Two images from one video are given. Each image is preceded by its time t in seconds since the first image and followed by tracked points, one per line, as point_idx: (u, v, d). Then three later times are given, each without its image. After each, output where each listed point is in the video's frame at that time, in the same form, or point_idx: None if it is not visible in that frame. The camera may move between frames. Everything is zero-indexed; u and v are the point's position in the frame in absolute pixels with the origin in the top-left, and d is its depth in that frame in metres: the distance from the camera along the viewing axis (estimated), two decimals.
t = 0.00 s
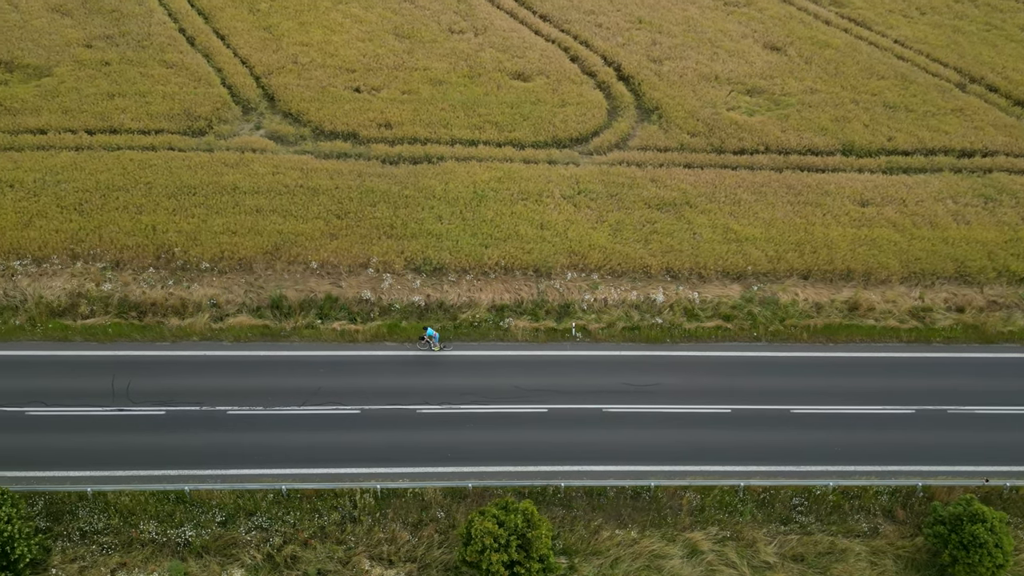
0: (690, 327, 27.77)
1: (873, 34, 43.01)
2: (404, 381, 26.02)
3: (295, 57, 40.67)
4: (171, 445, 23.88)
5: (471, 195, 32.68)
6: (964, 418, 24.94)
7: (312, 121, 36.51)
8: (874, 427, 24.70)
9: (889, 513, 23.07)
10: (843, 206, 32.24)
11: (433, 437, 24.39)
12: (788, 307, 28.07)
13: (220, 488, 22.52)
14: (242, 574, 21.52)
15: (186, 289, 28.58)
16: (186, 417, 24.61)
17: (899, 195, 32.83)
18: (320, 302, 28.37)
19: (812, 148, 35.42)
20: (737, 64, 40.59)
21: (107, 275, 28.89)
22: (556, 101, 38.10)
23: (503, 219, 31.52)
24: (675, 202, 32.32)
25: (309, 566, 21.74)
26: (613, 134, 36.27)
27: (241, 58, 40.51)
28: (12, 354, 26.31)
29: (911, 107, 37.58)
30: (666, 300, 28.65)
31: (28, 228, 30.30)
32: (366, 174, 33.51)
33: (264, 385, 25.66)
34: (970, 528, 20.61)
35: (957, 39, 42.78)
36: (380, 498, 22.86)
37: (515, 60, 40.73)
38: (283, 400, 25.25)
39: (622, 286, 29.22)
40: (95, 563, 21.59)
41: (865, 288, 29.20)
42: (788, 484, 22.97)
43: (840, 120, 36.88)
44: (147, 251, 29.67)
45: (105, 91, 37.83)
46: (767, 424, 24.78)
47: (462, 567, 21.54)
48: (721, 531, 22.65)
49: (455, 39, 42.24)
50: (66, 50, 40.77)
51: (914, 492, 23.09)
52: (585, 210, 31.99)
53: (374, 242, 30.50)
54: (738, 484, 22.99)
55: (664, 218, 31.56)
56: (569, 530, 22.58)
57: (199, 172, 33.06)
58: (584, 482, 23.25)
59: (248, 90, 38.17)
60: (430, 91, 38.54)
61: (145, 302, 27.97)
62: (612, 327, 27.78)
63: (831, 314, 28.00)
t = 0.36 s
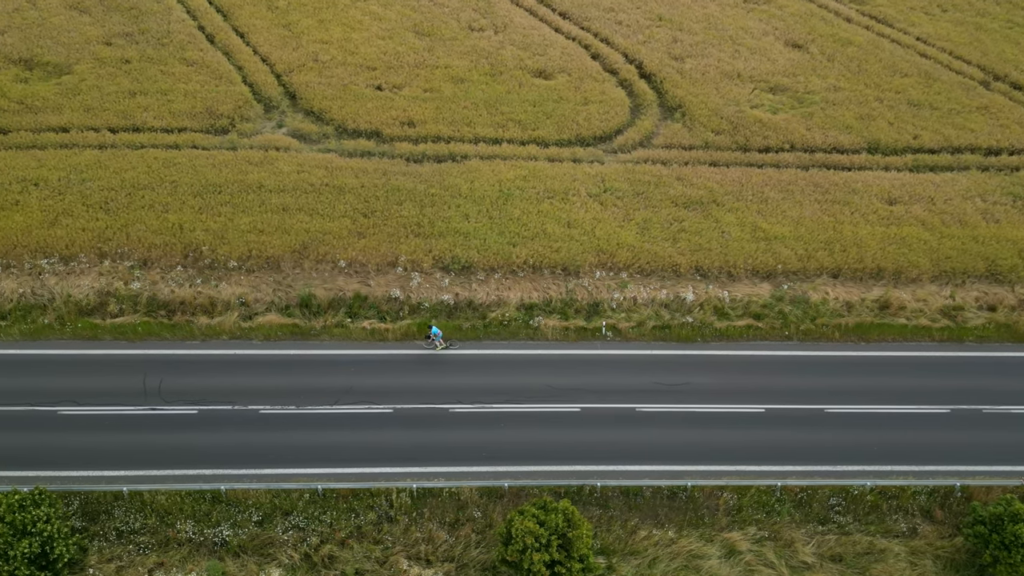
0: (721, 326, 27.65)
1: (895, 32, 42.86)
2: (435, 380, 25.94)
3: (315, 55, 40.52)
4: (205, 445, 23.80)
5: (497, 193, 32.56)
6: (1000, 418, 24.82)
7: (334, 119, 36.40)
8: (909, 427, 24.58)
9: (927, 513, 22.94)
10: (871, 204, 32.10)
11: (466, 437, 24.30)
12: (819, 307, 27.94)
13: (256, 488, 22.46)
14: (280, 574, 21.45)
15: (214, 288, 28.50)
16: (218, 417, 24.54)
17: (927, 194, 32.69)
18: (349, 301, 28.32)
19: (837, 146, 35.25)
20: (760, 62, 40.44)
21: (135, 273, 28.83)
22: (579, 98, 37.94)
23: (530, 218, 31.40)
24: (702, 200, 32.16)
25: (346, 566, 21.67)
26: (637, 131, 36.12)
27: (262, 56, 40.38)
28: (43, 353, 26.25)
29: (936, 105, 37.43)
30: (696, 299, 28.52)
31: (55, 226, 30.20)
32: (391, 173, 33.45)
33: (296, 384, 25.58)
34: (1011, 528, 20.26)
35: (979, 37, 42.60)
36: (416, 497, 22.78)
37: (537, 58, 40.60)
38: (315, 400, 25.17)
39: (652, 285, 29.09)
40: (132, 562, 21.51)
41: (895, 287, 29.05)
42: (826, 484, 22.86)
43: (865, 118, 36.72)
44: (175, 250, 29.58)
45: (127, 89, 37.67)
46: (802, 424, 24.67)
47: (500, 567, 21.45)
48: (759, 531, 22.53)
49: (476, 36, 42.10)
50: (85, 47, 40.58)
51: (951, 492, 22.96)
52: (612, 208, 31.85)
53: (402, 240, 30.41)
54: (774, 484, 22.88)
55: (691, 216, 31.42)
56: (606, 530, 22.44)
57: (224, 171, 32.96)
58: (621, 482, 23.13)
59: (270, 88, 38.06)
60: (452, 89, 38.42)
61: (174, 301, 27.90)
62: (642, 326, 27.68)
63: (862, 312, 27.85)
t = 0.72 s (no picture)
0: (751, 325, 27.53)
1: (916, 30, 42.72)
2: (466, 380, 25.87)
3: (335, 53, 40.38)
4: (237, 444, 23.72)
5: (522, 192, 32.45)
6: None
7: (356, 117, 36.31)
8: (944, 427, 24.44)
9: (964, 513, 22.79)
10: (898, 202, 31.99)
11: (499, 436, 24.20)
12: (849, 306, 27.79)
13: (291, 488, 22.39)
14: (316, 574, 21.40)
15: (241, 287, 28.42)
16: (249, 416, 24.46)
17: (954, 192, 32.55)
18: (377, 300, 28.25)
19: (861, 144, 35.11)
20: (781, 60, 40.31)
21: (162, 272, 28.74)
22: (601, 96, 37.80)
23: (556, 217, 31.28)
24: (728, 198, 32.02)
25: (382, 566, 21.62)
26: (660, 129, 35.98)
27: (281, 54, 40.24)
28: (72, 353, 26.19)
29: (959, 103, 37.27)
30: (725, 298, 28.39)
31: (80, 225, 30.11)
32: (415, 171, 33.41)
33: (327, 384, 25.52)
34: None
35: (1001, 34, 42.42)
36: (451, 497, 22.69)
37: (557, 56, 40.47)
38: (346, 399, 25.11)
39: (680, 284, 28.96)
40: (168, 562, 21.44)
41: (924, 286, 28.91)
42: (862, 484, 22.73)
43: (889, 116, 36.58)
44: (201, 249, 29.48)
45: (147, 87, 37.51)
46: (836, 423, 24.55)
47: (536, 567, 21.37)
48: (796, 532, 22.42)
49: (495, 34, 41.97)
50: (104, 45, 40.40)
51: (988, 492, 22.81)
52: (638, 207, 31.71)
53: (428, 239, 30.33)
54: (810, 484, 22.75)
55: (718, 215, 31.29)
56: (642, 530, 22.35)
57: (247, 169, 32.84)
58: (655, 482, 23.00)
59: (291, 86, 37.96)
60: (473, 87, 38.30)
61: (201, 300, 27.84)
62: (671, 325, 27.55)
63: (892, 311, 27.70)
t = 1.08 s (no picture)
0: (785, 324, 27.41)
1: (940, 27, 42.62)
2: (500, 378, 25.77)
3: (357, 50, 40.26)
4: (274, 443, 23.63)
5: (550, 190, 32.32)
6: None
7: (381, 116, 36.23)
8: (984, 427, 24.27)
9: (1006, 513, 22.65)
10: (929, 201, 31.90)
11: (536, 435, 24.07)
12: (883, 305, 27.62)
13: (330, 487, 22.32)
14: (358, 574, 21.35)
15: (273, 285, 28.36)
16: (286, 415, 24.37)
17: (984, 190, 32.40)
18: (408, 299, 28.18)
19: (889, 142, 34.95)
20: (805, 58, 40.17)
21: (193, 271, 28.65)
22: (625, 94, 37.66)
23: (585, 215, 31.16)
24: (758, 196, 31.91)
25: (423, 566, 21.56)
26: (686, 128, 35.84)
27: (304, 51, 40.12)
28: (106, 351, 26.18)
29: (986, 101, 37.10)
30: (758, 297, 28.27)
31: (109, 223, 30.01)
32: (442, 170, 33.33)
33: (361, 382, 25.45)
34: None
35: None
36: (490, 497, 22.59)
37: (580, 54, 40.33)
38: (381, 397, 25.02)
39: (712, 283, 28.82)
40: (209, 562, 21.38)
41: (958, 285, 28.75)
42: (904, 484, 22.57)
43: (916, 114, 36.42)
44: (232, 247, 29.41)
45: (170, 85, 37.36)
46: (874, 423, 24.38)
47: (578, 567, 21.29)
48: (838, 532, 22.28)
49: (517, 32, 41.84)
50: (126, 42, 40.18)
51: None
52: (667, 205, 31.56)
53: (458, 238, 30.25)
54: (851, 484, 22.59)
55: (748, 213, 31.16)
56: (683, 530, 22.24)
57: (275, 167, 32.75)
58: (695, 482, 22.87)
59: (315, 84, 37.86)
60: (497, 85, 38.18)
61: (233, 298, 27.78)
62: (705, 324, 27.43)
63: (927, 310, 27.53)
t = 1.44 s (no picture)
0: (821, 324, 27.30)
1: (964, 25, 42.49)
2: (536, 377, 25.68)
3: (380, 48, 40.14)
4: (313, 442, 23.58)
5: (580, 188, 32.20)
6: None
7: (407, 114, 36.14)
8: None
9: None
10: (960, 199, 31.79)
11: (574, 434, 23.96)
12: (918, 303, 27.49)
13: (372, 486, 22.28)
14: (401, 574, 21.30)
15: (305, 284, 28.31)
16: (323, 414, 24.32)
17: (1016, 189, 32.26)
18: (441, 298, 28.12)
19: (918, 140, 34.82)
20: (830, 55, 40.03)
21: (225, 270, 28.58)
22: (651, 92, 37.51)
23: (616, 213, 31.04)
24: (788, 195, 31.81)
25: (466, 566, 21.49)
26: (713, 125, 35.70)
27: (327, 49, 39.98)
28: (140, 350, 26.14)
29: (1014, 98, 36.94)
30: (792, 296, 28.15)
31: (140, 222, 29.92)
32: (471, 168, 33.24)
33: (397, 381, 25.38)
34: None
35: None
36: (531, 496, 22.52)
37: (604, 51, 40.18)
38: (417, 396, 24.95)
39: (745, 282, 28.71)
40: (252, 561, 21.33)
41: (993, 283, 28.58)
42: (946, 484, 22.46)
43: (944, 111, 36.28)
44: (264, 246, 29.35)
45: (195, 83, 37.23)
46: (915, 422, 24.25)
47: (622, 567, 21.23)
48: (881, 532, 22.18)
49: (540, 30, 41.69)
50: (148, 40, 40.01)
51: None
52: (698, 204, 31.42)
53: (490, 236, 30.17)
54: (893, 484, 22.51)
55: (780, 211, 31.05)
56: (725, 530, 22.15)
57: (303, 166, 32.66)
58: (736, 482, 22.77)
59: (339, 82, 37.75)
60: (522, 83, 38.05)
61: (266, 297, 27.72)
62: (740, 323, 27.33)
63: (962, 309, 27.36)
